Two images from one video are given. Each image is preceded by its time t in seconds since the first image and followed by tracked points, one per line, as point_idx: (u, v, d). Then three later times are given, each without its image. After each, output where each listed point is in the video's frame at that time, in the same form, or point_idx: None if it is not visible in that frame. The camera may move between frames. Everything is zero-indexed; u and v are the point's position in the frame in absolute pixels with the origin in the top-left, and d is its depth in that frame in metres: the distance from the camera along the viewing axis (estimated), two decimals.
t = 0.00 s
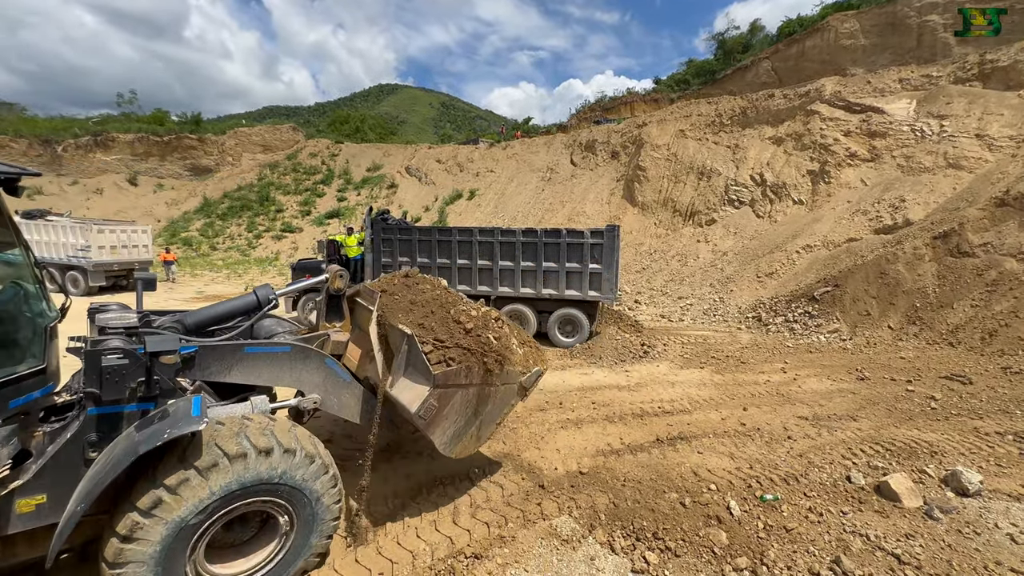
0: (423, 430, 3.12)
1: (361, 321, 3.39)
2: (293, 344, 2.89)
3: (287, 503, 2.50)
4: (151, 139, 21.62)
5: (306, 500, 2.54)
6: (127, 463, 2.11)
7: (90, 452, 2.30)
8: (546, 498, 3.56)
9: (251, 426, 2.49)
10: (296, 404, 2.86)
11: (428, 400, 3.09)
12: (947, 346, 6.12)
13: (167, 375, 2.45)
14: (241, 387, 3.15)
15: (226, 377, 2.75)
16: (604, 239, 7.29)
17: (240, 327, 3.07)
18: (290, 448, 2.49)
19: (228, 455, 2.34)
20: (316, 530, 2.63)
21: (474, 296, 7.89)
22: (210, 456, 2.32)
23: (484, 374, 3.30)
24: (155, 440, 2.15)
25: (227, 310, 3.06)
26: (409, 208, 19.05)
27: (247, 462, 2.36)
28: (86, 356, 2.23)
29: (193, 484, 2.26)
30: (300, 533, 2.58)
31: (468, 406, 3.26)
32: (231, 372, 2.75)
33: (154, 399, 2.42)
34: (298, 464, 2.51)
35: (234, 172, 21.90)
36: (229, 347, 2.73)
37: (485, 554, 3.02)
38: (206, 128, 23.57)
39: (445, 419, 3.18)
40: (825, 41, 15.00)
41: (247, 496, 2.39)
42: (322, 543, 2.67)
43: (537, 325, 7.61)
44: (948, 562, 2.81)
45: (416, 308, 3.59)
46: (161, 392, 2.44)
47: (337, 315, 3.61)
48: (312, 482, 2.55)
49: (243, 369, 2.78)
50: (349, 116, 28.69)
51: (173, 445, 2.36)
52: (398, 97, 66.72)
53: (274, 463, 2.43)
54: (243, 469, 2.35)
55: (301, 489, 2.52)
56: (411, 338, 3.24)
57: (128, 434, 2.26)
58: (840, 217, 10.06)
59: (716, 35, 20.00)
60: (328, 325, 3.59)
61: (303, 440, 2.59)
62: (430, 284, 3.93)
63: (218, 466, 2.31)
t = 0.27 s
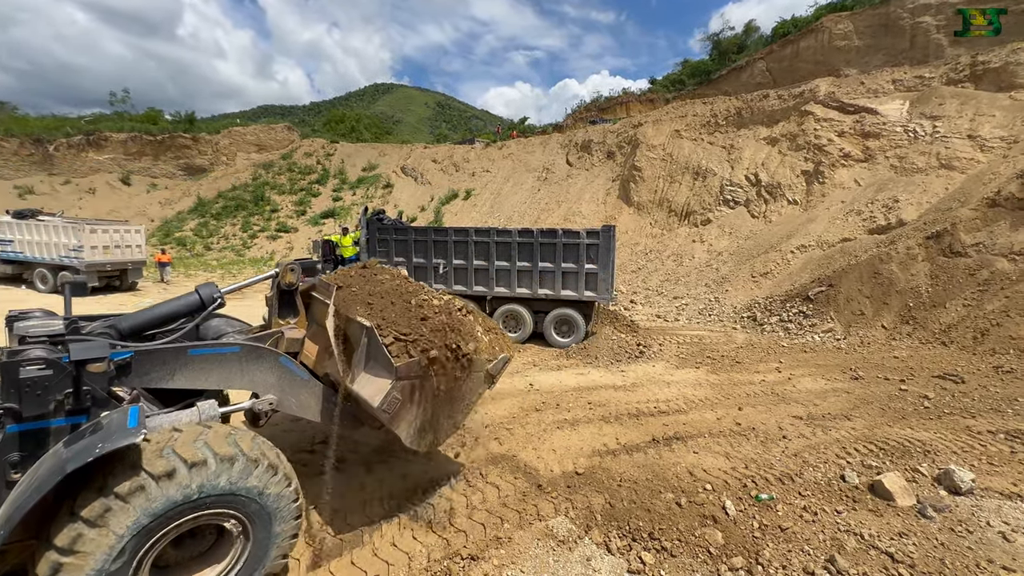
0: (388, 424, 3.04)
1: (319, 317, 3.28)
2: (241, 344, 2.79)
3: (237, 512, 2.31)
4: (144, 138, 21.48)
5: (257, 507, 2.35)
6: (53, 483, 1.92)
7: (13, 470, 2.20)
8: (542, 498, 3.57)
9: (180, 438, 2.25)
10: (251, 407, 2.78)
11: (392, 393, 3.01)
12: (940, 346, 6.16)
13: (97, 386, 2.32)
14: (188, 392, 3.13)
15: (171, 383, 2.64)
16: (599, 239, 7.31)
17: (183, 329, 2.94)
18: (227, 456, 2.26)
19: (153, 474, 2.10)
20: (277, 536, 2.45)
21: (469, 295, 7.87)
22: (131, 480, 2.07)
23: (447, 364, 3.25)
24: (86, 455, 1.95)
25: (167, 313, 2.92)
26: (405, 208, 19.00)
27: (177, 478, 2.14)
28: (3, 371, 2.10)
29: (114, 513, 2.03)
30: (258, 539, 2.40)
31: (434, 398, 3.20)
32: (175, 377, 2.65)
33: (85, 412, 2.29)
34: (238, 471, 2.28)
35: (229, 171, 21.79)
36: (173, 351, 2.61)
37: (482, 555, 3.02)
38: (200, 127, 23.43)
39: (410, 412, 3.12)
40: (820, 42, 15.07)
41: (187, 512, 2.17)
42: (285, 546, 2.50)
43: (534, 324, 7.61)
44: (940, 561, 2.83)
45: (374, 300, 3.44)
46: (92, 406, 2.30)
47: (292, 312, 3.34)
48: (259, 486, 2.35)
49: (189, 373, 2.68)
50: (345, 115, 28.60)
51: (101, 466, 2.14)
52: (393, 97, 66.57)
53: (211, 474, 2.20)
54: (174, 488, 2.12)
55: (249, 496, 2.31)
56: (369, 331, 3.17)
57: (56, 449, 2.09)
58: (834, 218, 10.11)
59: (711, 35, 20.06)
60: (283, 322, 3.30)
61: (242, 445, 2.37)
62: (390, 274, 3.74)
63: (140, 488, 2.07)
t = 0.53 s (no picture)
0: (349, 414, 3.02)
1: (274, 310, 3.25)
2: (189, 341, 2.57)
3: (176, 516, 2.17)
4: (133, 137, 21.24)
5: (196, 506, 2.22)
6: None
7: None
8: (535, 499, 3.59)
9: (79, 460, 2.03)
10: (203, 406, 2.61)
11: (352, 382, 3.00)
12: (928, 345, 6.25)
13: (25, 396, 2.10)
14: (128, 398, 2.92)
15: (109, 388, 2.39)
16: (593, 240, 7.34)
17: (124, 328, 2.73)
18: (136, 468, 2.06)
19: (50, 512, 1.89)
20: (235, 525, 2.36)
21: (462, 296, 7.87)
22: (23, 525, 1.85)
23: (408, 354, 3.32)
24: (14, 467, 1.79)
25: (103, 313, 2.69)
26: (398, 208, 18.95)
27: (84, 506, 1.94)
28: None
29: (17, 561, 1.80)
30: (216, 530, 2.30)
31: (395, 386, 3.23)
32: (113, 380, 2.40)
33: (14, 423, 2.04)
34: (153, 479, 2.09)
35: (219, 171, 21.62)
36: (110, 352, 2.36)
37: (476, 557, 3.03)
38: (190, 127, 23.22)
39: (372, 402, 3.12)
40: (809, 44, 15.21)
41: (114, 533, 2.01)
42: (250, 528, 2.43)
43: (527, 325, 7.62)
44: (929, 558, 2.87)
45: (329, 290, 3.44)
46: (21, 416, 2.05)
47: (243, 307, 3.24)
48: (191, 487, 2.20)
49: (130, 374, 2.44)
50: (337, 115, 28.48)
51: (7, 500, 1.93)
52: (386, 96, 66.35)
53: (123, 491, 2.02)
54: (84, 518, 1.93)
55: (182, 498, 2.17)
56: (325, 321, 3.12)
57: None
58: (824, 218, 10.21)
59: (703, 37, 20.19)
60: (234, 318, 3.19)
61: (153, 451, 2.17)
62: (346, 263, 3.74)
63: (39, 530, 1.86)
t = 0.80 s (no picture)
0: (319, 411, 2.94)
1: (233, 309, 3.13)
2: (144, 345, 2.49)
3: (121, 530, 1.99)
4: (118, 135, 20.96)
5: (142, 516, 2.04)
6: None
7: None
8: (527, 499, 3.60)
9: None
10: (161, 411, 2.56)
11: (321, 378, 2.91)
12: (913, 343, 6.35)
13: None
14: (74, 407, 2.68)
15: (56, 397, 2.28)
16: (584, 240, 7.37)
17: (69, 334, 2.53)
18: (56, 492, 1.84)
19: None
20: (194, 523, 2.21)
21: (454, 296, 7.87)
22: None
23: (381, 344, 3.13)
24: None
25: (45, 318, 2.48)
26: (389, 208, 18.88)
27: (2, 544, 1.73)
28: None
29: None
30: (174, 531, 2.14)
31: (368, 379, 3.10)
32: (61, 388, 2.29)
33: None
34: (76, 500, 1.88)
35: (207, 170, 21.41)
36: (58, 358, 2.26)
37: (468, 558, 3.04)
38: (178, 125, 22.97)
39: (343, 397, 3.02)
40: (798, 46, 15.37)
41: (52, 561, 1.84)
42: (212, 521, 2.29)
43: (519, 325, 7.63)
44: (914, 553, 2.92)
45: (293, 286, 3.31)
46: None
47: (199, 309, 3.12)
48: (129, 499, 2.00)
49: (79, 381, 2.34)
50: (327, 114, 28.32)
51: None
52: (377, 96, 66.09)
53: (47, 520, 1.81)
54: (6, 558, 1.72)
55: (121, 512, 1.98)
56: (291, 317, 3.05)
57: None
58: (812, 219, 10.33)
59: (693, 38, 20.33)
60: (190, 319, 3.07)
61: (72, 470, 1.93)
62: (309, 260, 3.65)
63: None
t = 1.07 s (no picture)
0: (298, 409, 2.90)
1: (203, 308, 3.12)
2: (108, 347, 2.31)
3: (79, 549, 1.84)
4: (103, 133, 20.63)
5: (101, 531, 1.90)
6: None
7: None
8: (519, 499, 3.61)
9: None
10: (128, 417, 2.40)
11: (300, 374, 2.89)
12: (899, 341, 6.45)
13: None
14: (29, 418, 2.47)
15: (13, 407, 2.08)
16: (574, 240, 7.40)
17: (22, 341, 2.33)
18: None
19: None
20: (161, 529, 2.10)
21: (444, 296, 7.86)
22: None
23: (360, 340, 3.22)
24: None
25: None
26: (380, 207, 18.80)
27: None
28: None
29: None
30: (140, 541, 2.02)
31: (348, 375, 3.15)
32: (18, 398, 2.09)
33: None
34: (21, 525, 1.70)
35: (195, 169, 21.17)
36: (14, 364, 2.06)
37: (458, 558, 3.04)
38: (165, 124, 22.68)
39: (321, 394, 3.01)
40: (786, 48, 15.53)
41: None
42: (180, 524, 2.18)
43: (510, 325, 7.64)
44: (900, 548, 2.97)
45: (268, 283, 3.27)
46: None
47: (164, 310, 3.02)
48: (83, 515, 1.85)
49: (37, 389, 2.14)
50: (317, 113, 28.15)
51: None
52: (368, 95, 65.76)
53: None
54: None
55: (76, 531, 1.82)
56: (267, 314, 3.01)
57: None
58: (800, 219, 10.45)
59: (683, 40, 20.48)
60: (155, 321, 2.95)
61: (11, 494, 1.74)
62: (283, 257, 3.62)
63: None
